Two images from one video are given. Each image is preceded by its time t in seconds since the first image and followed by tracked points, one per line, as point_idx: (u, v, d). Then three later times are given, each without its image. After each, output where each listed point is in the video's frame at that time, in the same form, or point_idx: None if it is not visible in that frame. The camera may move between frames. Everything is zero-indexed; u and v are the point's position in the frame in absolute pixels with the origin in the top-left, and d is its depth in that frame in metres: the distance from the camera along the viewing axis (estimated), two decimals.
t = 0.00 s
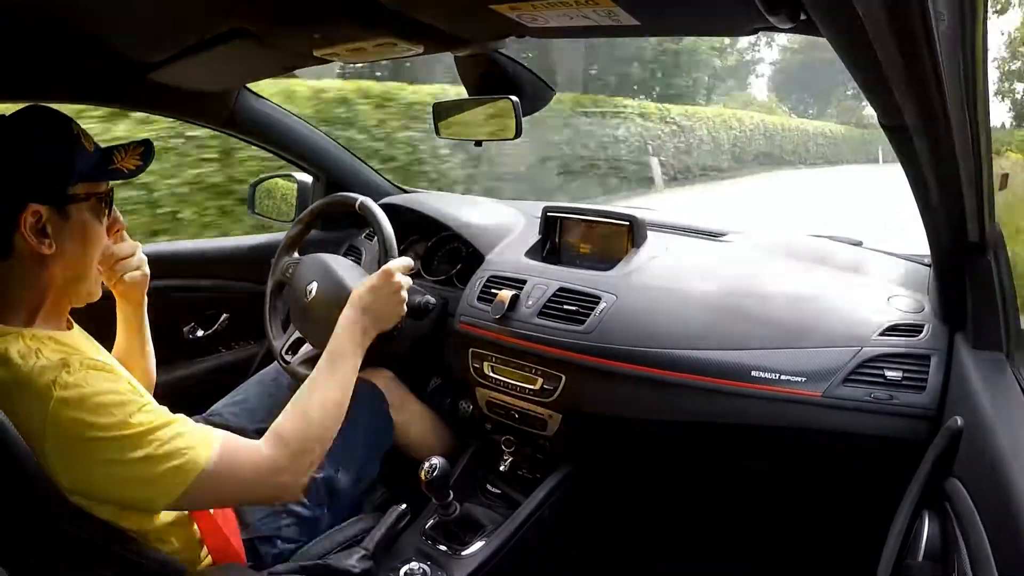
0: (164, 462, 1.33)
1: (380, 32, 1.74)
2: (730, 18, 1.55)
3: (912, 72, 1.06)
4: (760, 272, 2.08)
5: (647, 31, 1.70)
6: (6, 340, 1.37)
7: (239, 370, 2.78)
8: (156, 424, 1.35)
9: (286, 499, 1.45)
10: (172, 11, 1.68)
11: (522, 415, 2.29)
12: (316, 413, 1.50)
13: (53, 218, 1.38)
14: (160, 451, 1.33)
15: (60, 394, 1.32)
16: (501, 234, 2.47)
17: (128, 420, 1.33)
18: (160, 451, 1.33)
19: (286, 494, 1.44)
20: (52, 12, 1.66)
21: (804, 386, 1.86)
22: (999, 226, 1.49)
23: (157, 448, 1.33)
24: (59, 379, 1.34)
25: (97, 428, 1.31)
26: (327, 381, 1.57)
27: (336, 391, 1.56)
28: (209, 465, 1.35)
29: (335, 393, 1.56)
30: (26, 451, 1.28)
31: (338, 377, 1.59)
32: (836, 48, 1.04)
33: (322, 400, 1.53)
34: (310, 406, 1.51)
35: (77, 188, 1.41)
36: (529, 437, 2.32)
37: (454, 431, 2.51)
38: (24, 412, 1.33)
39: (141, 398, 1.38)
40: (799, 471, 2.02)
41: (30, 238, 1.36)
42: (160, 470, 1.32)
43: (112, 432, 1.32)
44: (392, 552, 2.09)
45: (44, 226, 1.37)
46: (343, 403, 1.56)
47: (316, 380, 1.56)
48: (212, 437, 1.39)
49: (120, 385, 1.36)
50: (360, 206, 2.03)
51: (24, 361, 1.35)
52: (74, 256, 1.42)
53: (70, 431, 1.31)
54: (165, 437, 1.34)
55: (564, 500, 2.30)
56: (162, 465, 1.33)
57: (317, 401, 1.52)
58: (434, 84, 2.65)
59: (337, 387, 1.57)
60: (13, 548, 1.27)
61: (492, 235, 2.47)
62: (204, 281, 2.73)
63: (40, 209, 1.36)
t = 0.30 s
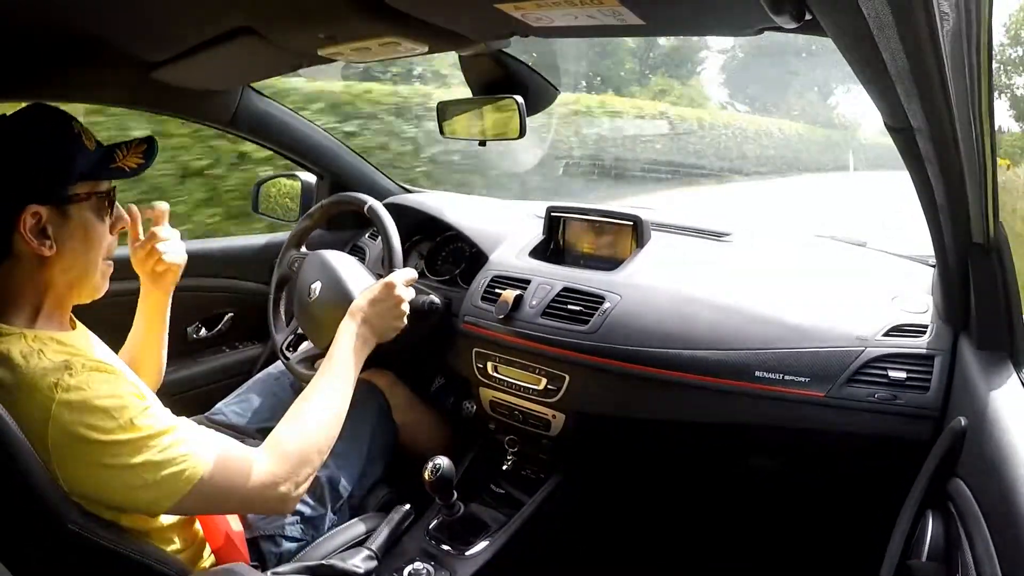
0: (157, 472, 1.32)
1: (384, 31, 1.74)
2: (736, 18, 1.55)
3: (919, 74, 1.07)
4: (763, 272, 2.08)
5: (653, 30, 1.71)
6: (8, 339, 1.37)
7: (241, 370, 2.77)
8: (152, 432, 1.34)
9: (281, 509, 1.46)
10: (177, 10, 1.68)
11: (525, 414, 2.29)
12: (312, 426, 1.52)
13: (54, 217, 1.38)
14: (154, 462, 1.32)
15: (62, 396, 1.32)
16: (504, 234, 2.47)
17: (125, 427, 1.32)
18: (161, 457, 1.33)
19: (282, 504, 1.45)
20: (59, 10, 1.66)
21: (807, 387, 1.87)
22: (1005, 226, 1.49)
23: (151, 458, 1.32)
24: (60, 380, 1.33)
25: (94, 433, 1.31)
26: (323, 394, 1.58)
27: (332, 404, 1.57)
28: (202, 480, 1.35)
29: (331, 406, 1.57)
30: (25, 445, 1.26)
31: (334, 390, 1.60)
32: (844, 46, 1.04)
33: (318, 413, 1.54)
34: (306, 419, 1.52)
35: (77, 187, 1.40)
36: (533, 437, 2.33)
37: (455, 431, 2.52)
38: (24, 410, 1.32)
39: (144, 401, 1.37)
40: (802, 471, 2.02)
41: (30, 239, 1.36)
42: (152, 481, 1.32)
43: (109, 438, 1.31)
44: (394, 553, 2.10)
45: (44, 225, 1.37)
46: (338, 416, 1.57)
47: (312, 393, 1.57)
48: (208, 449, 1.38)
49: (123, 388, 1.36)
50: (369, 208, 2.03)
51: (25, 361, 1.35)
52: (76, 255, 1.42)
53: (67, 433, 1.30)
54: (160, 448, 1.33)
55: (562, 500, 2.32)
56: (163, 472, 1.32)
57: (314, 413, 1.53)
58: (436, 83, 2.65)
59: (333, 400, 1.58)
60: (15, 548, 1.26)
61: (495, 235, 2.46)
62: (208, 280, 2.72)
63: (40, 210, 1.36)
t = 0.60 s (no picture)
0: (150, 464, 1.32)
1: (384, 28, 1.74)
2: (734, 16, 1.55)
3: (917, 72, 1.06)
4: (763, 271, 2.07)
5: (653, 28, 1.70)
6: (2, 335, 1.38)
7: (241, 366, 2.78)
8: (145, 425, 1.34)
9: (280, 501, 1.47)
10: (177, 7, 1.68)
11: (524, 412, 2.29)
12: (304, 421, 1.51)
13: (37, 215, 1.38)
14: (148, 455, 1.32)
15: (53, 389, 1.32)
16: (504, 232, 2.47)
17: (118, 420, 1.33)
18: (151, 451, 1.33)
19: (277, 496, 1.45)
20: (59, 7, 1.67)
21: (808, 385, 1.86)
22: (1004, 225, 1.49)
23: (145, 451, 1.32)
24: (54, 373, 1.34)
25: (88, 425, 1.31)
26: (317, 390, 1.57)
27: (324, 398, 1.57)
28: (195, 471, 1.34)
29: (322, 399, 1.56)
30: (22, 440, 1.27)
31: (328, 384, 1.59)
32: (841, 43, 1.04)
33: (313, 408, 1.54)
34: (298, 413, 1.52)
35: (61, 181, 1.40)
36: (532, 435, 2.33)
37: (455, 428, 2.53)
38: (20, 404, 1.34)
39: (136, 394, 1.37)
40: (802, 470, 2.02)
41: (13, 237, 1.36)
42: (147, 472, 1.32)
43: (101, 430, 1.31)
44: (394, 550, 2.09)
45: (27, 224, 1.37)
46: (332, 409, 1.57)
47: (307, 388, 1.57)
48: (202, 442, 1.38)
49: (115, 382, 1.36)
50: (369, 206, 2.04)
51: (20, 356, 1.37)
52: (62, 251, 1.42)
53: (62, 425, 1.31)
54: (153, 440, 1.33)
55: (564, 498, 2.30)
56: (153, 465, 1.32)
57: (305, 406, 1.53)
58: (437, 81, 2.65)
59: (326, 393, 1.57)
60: (14, 549, 1.28)
61: (495, 233, 2.47)
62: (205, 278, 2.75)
63: (21, 209, 1.36)
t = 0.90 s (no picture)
0: (150, 463, 1.31)
1: (384, 31, 1.74)
2: (735, 19, 1.56)
3: (917, 76, 1.07)
4: (763, 275, 2.08)
5: (654, 32, 1.71)
6: None
7: (239, 370, 2.78)
8: (145, 424, 1.34)
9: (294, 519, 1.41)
10: (177, 9, 1.68)
11: (524, 415, 2.29)
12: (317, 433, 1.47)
13: (27, 220, 1.38)
14: (148, 453, 1.31)
15: (51, 389, 1.33)
16: (503, 235, 2.47)
17: (119, 418, 1.32)
18: (149, 450, 1.31)
19: (288, 510, 1.39)
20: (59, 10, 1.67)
21: (808, 388, 1.86)
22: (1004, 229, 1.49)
23: (146, 449, 1.31)
24: (55, 372, 1.34)
25: (88, 423, 1.31)
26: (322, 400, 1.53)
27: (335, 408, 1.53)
28: (196, 472, 1.32)
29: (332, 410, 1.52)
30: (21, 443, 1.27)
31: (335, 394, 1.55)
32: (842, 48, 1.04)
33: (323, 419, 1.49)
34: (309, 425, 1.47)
35: (52, 186, 1.40)
36: (532, 439, 2.32)
37: (455, 432, 2.52)
38: (21, 404, 1.33)
39: (133, 395, 1.37)
40: (802, 474, 2.02)
41: (3, 242, 1.36)
42: (146, 472, 1.30)
43: (98, 430, 1.31)
44: (394, 554, 2.09)
45: (18, 228, 1.37)
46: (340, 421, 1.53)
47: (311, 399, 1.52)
48: (202, 445, 1.36)
49: (113, 383, 1.36)
50: (370, 210, 2.05)
51: (16, 358, 1.36)
52: (55, 255, 1.41)
53: (59, 423, 1.31)
54: (155, 438, 1.32)
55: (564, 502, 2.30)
56: (151, 466, 1.31)
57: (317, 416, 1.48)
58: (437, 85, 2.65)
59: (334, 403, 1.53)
60: (11, 550, 1.24)
61: (495, 236, 2.47)
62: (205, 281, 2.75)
63: (12, 213, 1.36)
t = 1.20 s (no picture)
0: (136, 509, 1.27)
1: (384, 34, 1.74)
2: (733, 20, 1.56)
3: (917, 79, 1.07)
4: (762, 275, 2.08)
5: (653, 33, 1.71)
6: (6, 348, 1.36)
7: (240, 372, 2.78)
8: (140, 466, 1.30)
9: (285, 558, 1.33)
10: (176, 11, 1.68)
11: (524, 417, 2.28)
12: (246, 493, 1.22)
13: (35, 233, 1.35)
14: (136, 497, 1.27)
15: (50, 410, 1.31)
16: (504, 237, 2.47)
17: (114, 455, 1.29)
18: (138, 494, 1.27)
19: None
20: (57, 12, 1.66)
21: (808, 390, 1.86)
22: (1003, 230, 1.49)
23: (136, 491, 1.27)
24: (58, 397, 1.33)
25: (85, 455, 1.28)
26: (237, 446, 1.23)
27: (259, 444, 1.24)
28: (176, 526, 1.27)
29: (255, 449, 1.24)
30: (24, 449, 1.24)
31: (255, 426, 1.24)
32: (841, 50, 1.04)
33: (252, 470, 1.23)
34: (234, 489, 1.22)
35: (65, 202, 1.38)
36: (532, 441, 2.32)
37: (454, 433, 2.52)
38: (20, 420, 1.29)
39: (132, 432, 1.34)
40: (802, 475, 2.02)
41: (11, 252, 1.34)
42: (128, 519, 1.26)
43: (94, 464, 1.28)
44: (394, 556, 2.10)
45: (25, 241, 1.35)
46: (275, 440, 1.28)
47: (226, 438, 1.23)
48: (188, 499, 1.32)
49: (114, 412, 1.36)
50: (375, 217, 2.04)
51: (18, 371, 1.34)
52: (64, 270, 1.40)
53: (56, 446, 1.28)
54: (147, 482, 1.29)
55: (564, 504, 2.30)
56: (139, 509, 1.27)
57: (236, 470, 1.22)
58: (437, 86, 2.65)
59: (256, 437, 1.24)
60: (8, 547, 1.19)
61: (494, 238, 2.47)
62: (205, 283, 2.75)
63: (22, 225, 1.34)
